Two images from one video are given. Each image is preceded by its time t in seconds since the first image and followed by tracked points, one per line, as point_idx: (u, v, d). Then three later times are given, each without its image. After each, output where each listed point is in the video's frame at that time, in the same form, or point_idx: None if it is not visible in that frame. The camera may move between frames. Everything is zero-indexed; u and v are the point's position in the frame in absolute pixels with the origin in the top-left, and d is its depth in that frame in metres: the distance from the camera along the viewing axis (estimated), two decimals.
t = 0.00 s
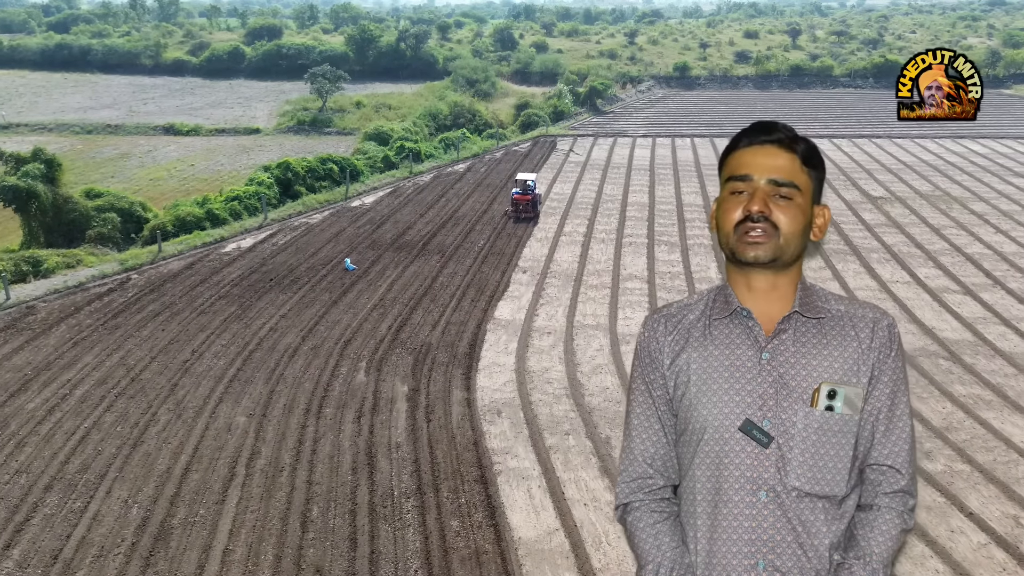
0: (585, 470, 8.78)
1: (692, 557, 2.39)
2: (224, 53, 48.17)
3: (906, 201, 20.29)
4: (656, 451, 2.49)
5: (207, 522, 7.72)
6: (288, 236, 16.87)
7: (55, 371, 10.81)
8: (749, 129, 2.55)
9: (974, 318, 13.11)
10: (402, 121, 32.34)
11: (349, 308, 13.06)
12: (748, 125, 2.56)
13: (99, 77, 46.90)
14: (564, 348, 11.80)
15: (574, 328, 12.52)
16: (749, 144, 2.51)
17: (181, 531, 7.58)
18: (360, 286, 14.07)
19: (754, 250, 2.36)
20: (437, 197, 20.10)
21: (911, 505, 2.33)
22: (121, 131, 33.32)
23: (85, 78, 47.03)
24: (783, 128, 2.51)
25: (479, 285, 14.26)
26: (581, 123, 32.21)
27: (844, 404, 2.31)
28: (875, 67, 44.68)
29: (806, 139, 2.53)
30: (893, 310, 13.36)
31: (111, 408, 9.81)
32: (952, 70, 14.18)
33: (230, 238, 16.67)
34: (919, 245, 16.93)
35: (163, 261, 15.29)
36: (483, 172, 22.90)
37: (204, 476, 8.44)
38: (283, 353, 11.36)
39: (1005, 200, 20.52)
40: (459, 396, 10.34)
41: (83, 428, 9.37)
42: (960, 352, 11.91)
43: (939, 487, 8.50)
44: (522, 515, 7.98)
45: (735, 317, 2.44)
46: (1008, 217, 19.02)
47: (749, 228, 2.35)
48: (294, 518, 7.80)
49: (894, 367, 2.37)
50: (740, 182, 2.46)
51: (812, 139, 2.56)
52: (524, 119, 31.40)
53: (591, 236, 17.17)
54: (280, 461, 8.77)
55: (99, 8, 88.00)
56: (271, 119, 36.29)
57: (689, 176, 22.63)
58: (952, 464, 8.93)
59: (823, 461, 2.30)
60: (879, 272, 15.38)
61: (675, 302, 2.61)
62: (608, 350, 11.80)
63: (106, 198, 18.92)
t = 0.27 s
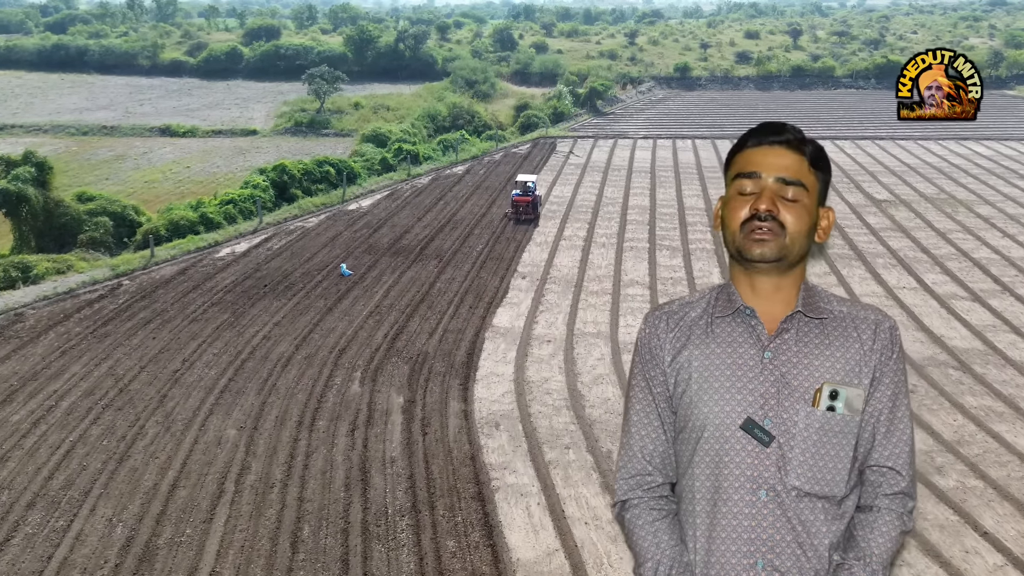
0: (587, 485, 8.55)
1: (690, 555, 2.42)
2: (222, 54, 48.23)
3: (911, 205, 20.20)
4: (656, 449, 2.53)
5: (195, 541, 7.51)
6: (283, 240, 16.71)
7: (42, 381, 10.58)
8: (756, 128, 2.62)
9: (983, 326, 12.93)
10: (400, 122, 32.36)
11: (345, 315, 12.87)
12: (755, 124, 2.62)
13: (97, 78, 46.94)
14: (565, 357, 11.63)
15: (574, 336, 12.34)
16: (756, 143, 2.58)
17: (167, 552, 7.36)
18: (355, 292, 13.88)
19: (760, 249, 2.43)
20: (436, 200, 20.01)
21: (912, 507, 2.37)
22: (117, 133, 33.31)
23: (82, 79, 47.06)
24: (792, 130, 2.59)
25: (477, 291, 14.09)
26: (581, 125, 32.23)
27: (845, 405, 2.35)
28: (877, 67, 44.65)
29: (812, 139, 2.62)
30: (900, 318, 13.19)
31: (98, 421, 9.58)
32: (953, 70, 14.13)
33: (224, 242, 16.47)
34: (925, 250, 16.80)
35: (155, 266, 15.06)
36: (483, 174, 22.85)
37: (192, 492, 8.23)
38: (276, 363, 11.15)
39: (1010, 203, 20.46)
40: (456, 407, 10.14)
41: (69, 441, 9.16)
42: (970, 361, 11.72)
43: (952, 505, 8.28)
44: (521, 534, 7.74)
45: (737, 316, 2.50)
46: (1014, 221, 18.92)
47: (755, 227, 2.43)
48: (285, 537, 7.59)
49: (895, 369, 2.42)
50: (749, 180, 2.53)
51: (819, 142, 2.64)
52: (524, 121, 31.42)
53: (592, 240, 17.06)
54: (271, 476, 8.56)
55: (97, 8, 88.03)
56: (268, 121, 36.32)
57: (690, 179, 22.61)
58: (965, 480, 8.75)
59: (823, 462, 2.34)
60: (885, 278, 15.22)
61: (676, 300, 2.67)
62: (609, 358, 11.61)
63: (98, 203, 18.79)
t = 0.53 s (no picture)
0: (588, 502, 8.27)
1: (690, 554, 2.42)
2: (218, 54, 48.25)
3: (916, 208, 20.06)
4: (655, 447, 2.53)
5: (181, 563, 7.19)
6: (278, 244, 16.48)
7: (27, 393, 10.27)
8: (753, 128, 2.66)
9: (993, 334, 12.70)
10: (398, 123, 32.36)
11: (340, 322, 12.60)
12: (751, 125, 2.66)
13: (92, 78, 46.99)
14: (564, 366, 11.39)
15: (574, 344, 12.10)
16: (755, 142, 2.61)
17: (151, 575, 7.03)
18: (351, 298, 13.61)
19: (764, 243, 2.43)
20: (433, 203, 19.87)
21: (913, 505, 2.36)
22: (112, 134, 33.28)
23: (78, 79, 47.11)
24: (790, 128, 2.62)
25: (475, 298, 13.85)
26: (581, 126, 32.25)
27: (845, 404, 2.33)
28: (879, 68, 44.65)
29: (809, 139, 2.65)
30: (908, 326, 12.96)
31: (84, 434, 9.28)
32: (952, 70, 14.07)
33: (218, 246, 16.21)
34: (931, 254, 16.64)
35: (146, 271, 14.79)
36: (481, 176, 22.74)
37: (180, 509, 7.91)
38: (268, 372, 10.87)
39: (1015, 206, 20.39)
40: (453, 419, 9.87)
41: (53, 455, 8.85)
42: (979, 369, 11.49)
43: (966, 523, 8.01)
44: (519, 554, 7.45)
45: (739, 314, 2.50)
46: (1019, 224, 18.81)
47: (759, 222, 2.43)
48: (274, 557, 7.29)
49: (896, 367, 2.41)
50: (750, 178, 2.54)
51: (815, 140, 2.68)
52: (523, 122, 31.41)
53: (592, 244, 16.91)
54: (262, 493, 8.25)
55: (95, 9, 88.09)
56: (265, 122, 36.33)
57: (692, 181, 22.57)
58: (978, 495, 8.49)
59: (825, 463, 2.33)
60: (891, 283, 14.99)
61: (676, 298, 2.67)
62: (609, 368, 11.36)
63: (89, 206, 18.54)
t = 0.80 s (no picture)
0: (588, 520, 7.96)
1: (690, 557, 2.45)
2: (215, 55, 48.32)
3: (920, 211, 19.90)
4: (655, 450, 2.57)
5: None
6: (273, 249, 16.24)
7: (12, 404, 9.99)
8: (753, 130, 2.72)
9: (1002, 341, 12.43)
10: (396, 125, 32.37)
11: (334, 330, 12.33)
12: (752, 126, 2.72)
13: (88, 79, 47.06)
14: (565, 375, 11.11)
15: (574, 352, 11.82)
16: (755, 143, 2.67)
17: None
18: (346, 305, 13.35)
19: (764, 244, 2.47)
20: (431, 206, 19.70)
21: (911, 506, 2.40)
22: (107, 136, 33.29)
23: (74, 79, 47.17)
24: (790, 129, 2.68)
25: (473, 303, 13.59)
26: (580, 127, 32.26)
27: (844, 407, 2.38)
28: (880, 69, 44.54)
29: (809, 140, 2.72)
30: (916, 334, 12.67)
31: (68, 448, 9.00)
32: (953, 70, 14.01)
33: (211, 250, 15.96)
34: (937, 258, 16.44)
35: (138, 276, 14.52)
36: (479, 179, 22.62)
37: (165, 528, 7.62)
38: (260, 383, 10.58)
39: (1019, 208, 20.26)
40: (450, 432, 9.56)
41: (36, 471, 8.57)
42: (990, 379, 11.20)
43: (982, 543, 7.70)
44: None
45: (738, 316, 2.53)
46: None
47: (759, 223, 2.48)
48: None
49: (894, 369, 2.45)
50: (751, 178, 2.59)
51: (815, 140, 2.74)
52: (521, 124, 31.38)
53: (592, 249, 16.74)
54: (251, 510, 7.95)
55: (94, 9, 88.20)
56: (261, 123, 36.34)
57: (693, 183, 22.51)
58: (992, 513, 8.16)
59: (823, 464, 2.37)
60: (897, 289, 14.74)
61: (675, 300, 2.71)
62: (610, 377, 11.04)
63: (81, 211, 18.37)
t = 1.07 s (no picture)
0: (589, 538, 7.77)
1: (690, 557, 2.51)
2: (213, 56, 48.35)
3: (925, 214, 19.79)
4: (656, 451, 2.61)
5: None
6: (268, 253, 16.12)
7: None
8: (752, 126, 2.71)
9: (1012, 349, 12.22)
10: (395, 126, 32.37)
11: (329, 337, 12.16)
12: (749, 123, 2.72)
13: (84, 80, 47.10)
14: (565, 386, 10.93)
15: (574, 361, 11.65)
16: (753, 141, 2.66)
17: None
18: (341, 312, 13.18)
19: (764, 243, 2.46)
20: (429, 209, 19.61)
21: (909, 507, 2.44)
22: (102, 137, 33.27)
23: (71, 80, 47.21)
24: (788, 125, 2.67)
25: (471, 310, 13.40)
26: (581, 128, 32.32)
27: (844, 410, 2.40)
28: (882, 70, 44.44)
29: (809, 137, 2.71)
30: (924, 342, 12.47)
31: (53, 462, 8.84)
32: (953, 69, 14.04)
33: (204, 255, 15.82)
34: (943, 263, 16.27)
35: (129, 282, 14.36)
36: (478, 181, 22.54)
37: (150, 548, 7.46)
38: (252, 392, 10.42)
39: None
40: (446, 445, 9.37)
41: (19, 486, 8.42)
42: (1001, 390, 10.99)
43: (996, 563, 7.53)
44: None
45: (737, 318, 2.55)
46: None
47: (758, 222, 2.47)
48: None
49: (894, 371, 2.47)
50: (748, 177, 2.59)
51: (814, 136, 2.73)
52: (521, 125, 31.33)
53: (592, 253, 16.64)
54: (240, 529, 7.78)
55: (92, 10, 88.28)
56: (258, 124, 36.32)
57: (695, 186, 22.44)
58: (1007, 533, 7.95)
59: (822, 467, 2.41)
60: (904, 295, 14.55)
61: (676, 300, 2.74)
62: (612, 388, 10.87)
63: (72, 215, 18.23)
